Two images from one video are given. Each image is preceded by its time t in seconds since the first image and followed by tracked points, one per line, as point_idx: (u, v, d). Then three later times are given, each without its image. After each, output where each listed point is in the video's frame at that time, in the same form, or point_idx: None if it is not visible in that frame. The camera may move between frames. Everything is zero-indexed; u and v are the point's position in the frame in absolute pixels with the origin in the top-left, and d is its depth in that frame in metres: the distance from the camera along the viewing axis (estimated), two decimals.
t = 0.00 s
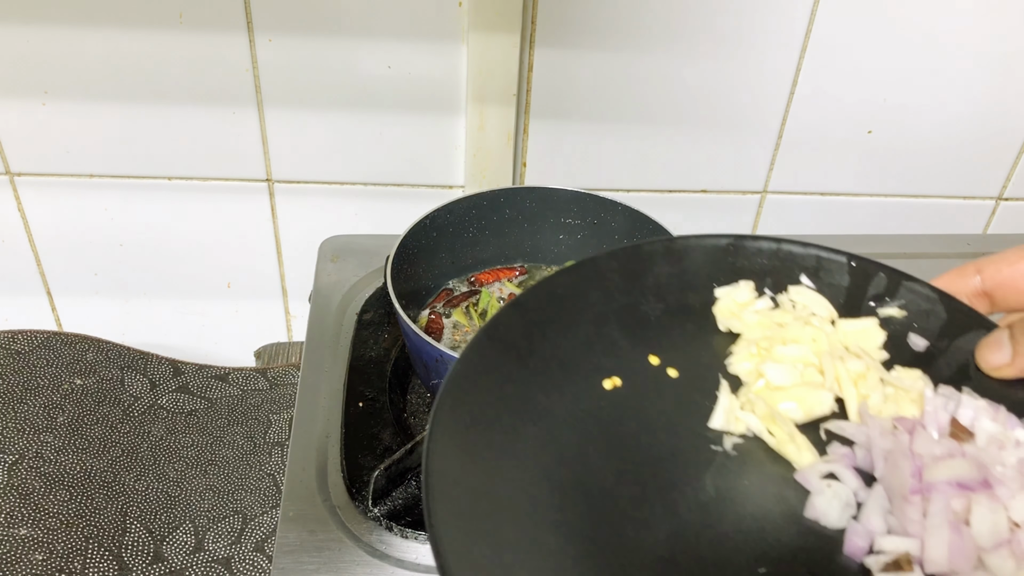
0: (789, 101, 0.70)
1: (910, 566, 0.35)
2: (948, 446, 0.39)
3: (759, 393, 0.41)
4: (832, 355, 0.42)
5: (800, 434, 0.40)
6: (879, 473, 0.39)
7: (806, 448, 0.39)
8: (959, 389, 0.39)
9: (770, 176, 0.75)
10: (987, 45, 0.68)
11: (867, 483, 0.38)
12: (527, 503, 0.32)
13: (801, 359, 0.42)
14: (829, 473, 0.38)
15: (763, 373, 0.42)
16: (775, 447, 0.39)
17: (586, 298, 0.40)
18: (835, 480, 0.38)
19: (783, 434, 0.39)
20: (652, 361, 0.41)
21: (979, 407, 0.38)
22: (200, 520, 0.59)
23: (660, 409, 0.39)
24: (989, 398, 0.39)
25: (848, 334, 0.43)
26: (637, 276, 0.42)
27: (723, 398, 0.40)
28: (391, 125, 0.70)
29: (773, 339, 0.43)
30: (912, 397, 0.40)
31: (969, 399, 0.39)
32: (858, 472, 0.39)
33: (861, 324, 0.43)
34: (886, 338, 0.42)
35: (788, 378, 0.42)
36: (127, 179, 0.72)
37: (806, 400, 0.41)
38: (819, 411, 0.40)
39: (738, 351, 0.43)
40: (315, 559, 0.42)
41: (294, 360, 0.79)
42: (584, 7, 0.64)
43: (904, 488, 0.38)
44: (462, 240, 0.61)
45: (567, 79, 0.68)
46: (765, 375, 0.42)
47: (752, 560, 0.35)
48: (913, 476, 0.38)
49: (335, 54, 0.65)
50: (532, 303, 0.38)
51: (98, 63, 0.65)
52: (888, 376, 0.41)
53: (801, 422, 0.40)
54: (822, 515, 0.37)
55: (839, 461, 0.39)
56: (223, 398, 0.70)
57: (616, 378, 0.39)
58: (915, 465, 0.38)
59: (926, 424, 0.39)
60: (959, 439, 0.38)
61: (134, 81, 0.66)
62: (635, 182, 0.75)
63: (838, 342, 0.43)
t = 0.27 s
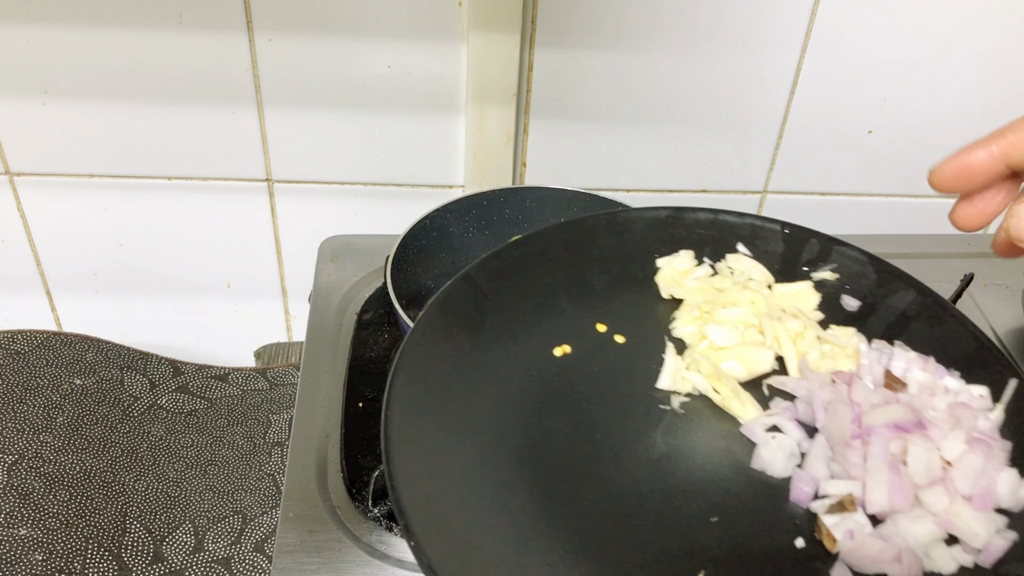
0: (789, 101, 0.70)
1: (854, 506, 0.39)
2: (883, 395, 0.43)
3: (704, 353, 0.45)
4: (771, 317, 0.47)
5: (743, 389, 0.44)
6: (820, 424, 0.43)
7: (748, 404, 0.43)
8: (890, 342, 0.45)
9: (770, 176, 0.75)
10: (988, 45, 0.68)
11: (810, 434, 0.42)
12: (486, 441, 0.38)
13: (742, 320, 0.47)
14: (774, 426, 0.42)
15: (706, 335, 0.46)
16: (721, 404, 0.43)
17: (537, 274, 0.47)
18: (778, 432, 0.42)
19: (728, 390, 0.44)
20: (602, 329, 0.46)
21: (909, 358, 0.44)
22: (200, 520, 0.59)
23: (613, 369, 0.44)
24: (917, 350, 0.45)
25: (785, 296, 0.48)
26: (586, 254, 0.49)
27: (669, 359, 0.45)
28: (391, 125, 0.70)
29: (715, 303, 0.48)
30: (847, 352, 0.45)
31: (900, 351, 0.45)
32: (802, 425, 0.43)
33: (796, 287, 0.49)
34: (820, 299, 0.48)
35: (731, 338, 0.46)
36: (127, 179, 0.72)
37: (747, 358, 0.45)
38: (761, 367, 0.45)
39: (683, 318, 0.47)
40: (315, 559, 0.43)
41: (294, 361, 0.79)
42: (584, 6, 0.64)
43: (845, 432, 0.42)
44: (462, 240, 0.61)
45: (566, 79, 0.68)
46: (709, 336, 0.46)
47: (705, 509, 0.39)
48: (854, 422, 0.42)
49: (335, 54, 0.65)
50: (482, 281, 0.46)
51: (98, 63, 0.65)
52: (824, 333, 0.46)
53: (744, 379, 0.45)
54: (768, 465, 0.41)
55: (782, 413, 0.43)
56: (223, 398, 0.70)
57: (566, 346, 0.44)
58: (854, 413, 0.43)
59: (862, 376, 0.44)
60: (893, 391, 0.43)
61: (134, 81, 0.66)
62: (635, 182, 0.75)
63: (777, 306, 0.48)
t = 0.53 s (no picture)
0: (789, 101, 0.70)
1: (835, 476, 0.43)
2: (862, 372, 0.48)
3: (693, 334, 0.51)
4: (757, 301, 0.52)
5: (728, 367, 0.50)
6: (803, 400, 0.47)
7: (733, 380, 0.48)
8: (873, 326, 0.50)
9: (771, 176, 0.75)
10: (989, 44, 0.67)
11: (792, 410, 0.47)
12: (473, 411, 0.43)
13: (730, 303, 0.52)
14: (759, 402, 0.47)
15: (695, 317, 0.52)
16: (707, 380, 0.49)
17: (532, 258, 0.52)
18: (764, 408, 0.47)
19: (713, 367, 0.49)
20: (596, 312, 0.51)
21: (891, 341, 0.49)
22: (200, 520, 0.59)
23: (601, 352, 0.49)
24: (898, 334, 0.50)
25: (772, 283, 0.53)
26: (585, 242, 0.54)
27: (660, 340, 0.50)
28: (391, 125, 0.70)
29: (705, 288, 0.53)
30: (831, 336, 0.50)
31: (882, 335, 0.49)
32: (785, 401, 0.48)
33: (784, 275, 0.53)
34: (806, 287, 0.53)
35: (719, 320, 0.52)
36: (126, 179, 0.72)
37: (733, 339, 0.50)
38: (746, 348, 0.50)
39: (676, 301, 0.52)
40: (315, 560, 0.43)
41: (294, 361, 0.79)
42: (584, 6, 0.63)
43: (826, 407, 0.47)
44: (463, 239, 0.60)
45: (567, 79, 0.67)
46: (698, 318, 0.51)
47: (690, 480, 0.43)
48: (834, 397, 0.47)
49: (334, 54, 0.65)
50: (483, 262, 0.50)
51: (98, 63, 0.65)
52: (809, 318, 0.51)
53: (730, 358, 0.50)
54: (752, 438, 0.45)
55: (767, 390, 0.48)
56: (223, 398, 0.70)
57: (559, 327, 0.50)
58: (836, 389, 0.47)
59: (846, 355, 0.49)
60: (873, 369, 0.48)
61: (134, 81, 0.66)
62: (635, 182, 0.75)
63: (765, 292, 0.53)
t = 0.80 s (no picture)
0: (789, 101, 0.70)
1: (830, 464, 0.43)
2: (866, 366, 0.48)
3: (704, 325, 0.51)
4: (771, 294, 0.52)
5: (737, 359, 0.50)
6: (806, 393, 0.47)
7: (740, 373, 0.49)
8: (885, 326, 0.49)
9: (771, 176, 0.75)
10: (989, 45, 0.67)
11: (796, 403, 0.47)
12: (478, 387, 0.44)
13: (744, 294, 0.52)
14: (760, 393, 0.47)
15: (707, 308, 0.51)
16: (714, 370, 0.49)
17: (551, 241, 0.53)
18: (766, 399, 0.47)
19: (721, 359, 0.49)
20: (609, 299, 0.52)
21: (902, 341, 0.48)
22: (200, 520, 0.59)
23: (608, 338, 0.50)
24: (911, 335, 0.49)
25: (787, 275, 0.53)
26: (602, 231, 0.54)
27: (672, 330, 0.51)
28: (390, 125, 0.70)
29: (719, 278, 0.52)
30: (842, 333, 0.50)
31: (893, 334, 0.49)
32: (789, 393, 0.48)
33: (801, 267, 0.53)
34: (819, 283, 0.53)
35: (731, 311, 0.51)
36: (126, 179, 0.72)
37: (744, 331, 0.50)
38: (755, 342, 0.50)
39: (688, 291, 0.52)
40: (315, 560, 0.43)
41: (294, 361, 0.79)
42: (583, 7, 0.64)
43: (827, 398, 0.46)
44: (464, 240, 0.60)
45: (567, 79, 0.67)
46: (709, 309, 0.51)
47: (685, 462, 0.44)
48: (836, 389, 0.47)
49: (334, 53, 0.65)
50: (503, 246, 0.51)
51: (98, 63, 0.65)
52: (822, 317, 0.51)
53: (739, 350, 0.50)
54: (752, 427, 0.46)
55: (771, 381, 0.48)
56: (223, 398, 0.70)
57: (574, 312, 0.51)
58: (839, 380, 0.47)
59: (855, 352, 0.49)
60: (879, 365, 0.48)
61: (134, 81, 0.66)
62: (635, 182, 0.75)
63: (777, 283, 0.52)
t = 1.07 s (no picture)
0: (789, 101, 0.70)
1: (797, 434, 0.42)
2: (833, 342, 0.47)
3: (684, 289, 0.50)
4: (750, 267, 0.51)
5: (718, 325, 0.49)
6: (772, 368, 0.46)
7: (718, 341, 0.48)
8: (851, 307, 0.49)
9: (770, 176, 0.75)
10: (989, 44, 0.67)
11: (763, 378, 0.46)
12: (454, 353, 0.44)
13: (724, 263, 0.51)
14: (727, 369, 0.46)
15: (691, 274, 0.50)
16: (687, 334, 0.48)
17: (526, 225, 0.53)
18: (732, 373, 0.46)
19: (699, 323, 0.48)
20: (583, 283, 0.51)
21: (869, 320, 0.48)
22: (199, 520, 0.59)
23: (584, 316, 0.49)
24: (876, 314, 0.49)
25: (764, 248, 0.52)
26: (578, 219, 0.55)
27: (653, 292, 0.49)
28: (390, 125, 0.70)
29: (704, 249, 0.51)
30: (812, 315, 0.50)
31: (860, 314, 0.48)
32: (756, 369, 0.47)
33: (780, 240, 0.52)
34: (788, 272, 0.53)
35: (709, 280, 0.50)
36: (126, 179, 0.72)
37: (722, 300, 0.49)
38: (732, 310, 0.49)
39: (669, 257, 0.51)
40: (315, 560, 0.43)
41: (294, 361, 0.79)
42: (583, 7, 0.63)
43: (794, 370, 0.45)
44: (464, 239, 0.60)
45: (567, 79, 0.67)
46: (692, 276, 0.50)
47: (656, 437, 0.42)
48: (804, 361, 0.46)
49: (334, 52, 0.65)
50: (481, 235, 0.52)
51: (98, 63, 0.65)
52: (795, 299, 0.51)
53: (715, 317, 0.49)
54: (722, 402, 0.44)
55: (738, 357, 0.47)
56: (223, 399, 0.70)
57: (548, 295, 0.49)
58: (806, 353, 0.46)
59: (823, 330, 0.48)
60: (847, 342, 0.47)
61: (134, 81, 0.66)
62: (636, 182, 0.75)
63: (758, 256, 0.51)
